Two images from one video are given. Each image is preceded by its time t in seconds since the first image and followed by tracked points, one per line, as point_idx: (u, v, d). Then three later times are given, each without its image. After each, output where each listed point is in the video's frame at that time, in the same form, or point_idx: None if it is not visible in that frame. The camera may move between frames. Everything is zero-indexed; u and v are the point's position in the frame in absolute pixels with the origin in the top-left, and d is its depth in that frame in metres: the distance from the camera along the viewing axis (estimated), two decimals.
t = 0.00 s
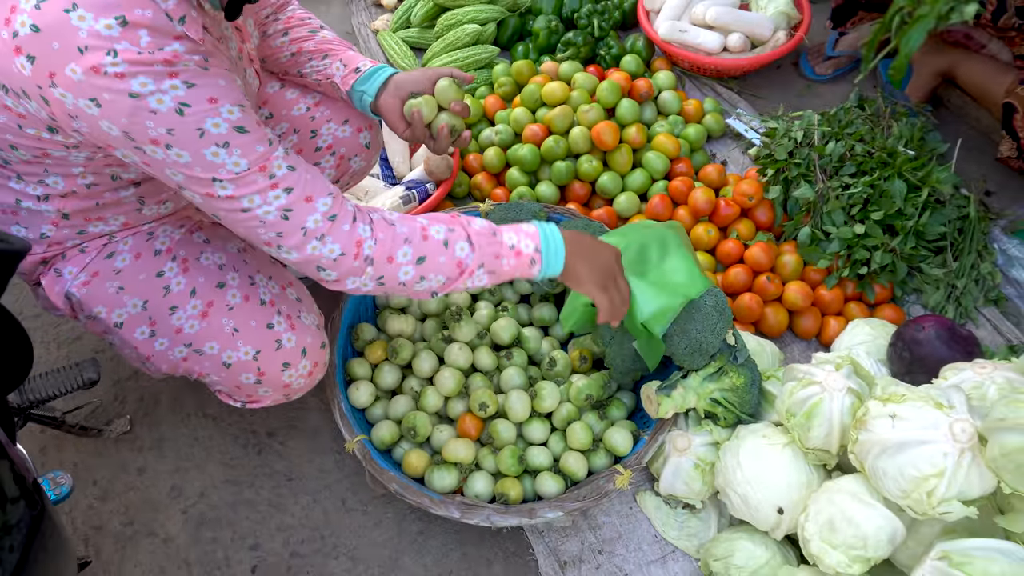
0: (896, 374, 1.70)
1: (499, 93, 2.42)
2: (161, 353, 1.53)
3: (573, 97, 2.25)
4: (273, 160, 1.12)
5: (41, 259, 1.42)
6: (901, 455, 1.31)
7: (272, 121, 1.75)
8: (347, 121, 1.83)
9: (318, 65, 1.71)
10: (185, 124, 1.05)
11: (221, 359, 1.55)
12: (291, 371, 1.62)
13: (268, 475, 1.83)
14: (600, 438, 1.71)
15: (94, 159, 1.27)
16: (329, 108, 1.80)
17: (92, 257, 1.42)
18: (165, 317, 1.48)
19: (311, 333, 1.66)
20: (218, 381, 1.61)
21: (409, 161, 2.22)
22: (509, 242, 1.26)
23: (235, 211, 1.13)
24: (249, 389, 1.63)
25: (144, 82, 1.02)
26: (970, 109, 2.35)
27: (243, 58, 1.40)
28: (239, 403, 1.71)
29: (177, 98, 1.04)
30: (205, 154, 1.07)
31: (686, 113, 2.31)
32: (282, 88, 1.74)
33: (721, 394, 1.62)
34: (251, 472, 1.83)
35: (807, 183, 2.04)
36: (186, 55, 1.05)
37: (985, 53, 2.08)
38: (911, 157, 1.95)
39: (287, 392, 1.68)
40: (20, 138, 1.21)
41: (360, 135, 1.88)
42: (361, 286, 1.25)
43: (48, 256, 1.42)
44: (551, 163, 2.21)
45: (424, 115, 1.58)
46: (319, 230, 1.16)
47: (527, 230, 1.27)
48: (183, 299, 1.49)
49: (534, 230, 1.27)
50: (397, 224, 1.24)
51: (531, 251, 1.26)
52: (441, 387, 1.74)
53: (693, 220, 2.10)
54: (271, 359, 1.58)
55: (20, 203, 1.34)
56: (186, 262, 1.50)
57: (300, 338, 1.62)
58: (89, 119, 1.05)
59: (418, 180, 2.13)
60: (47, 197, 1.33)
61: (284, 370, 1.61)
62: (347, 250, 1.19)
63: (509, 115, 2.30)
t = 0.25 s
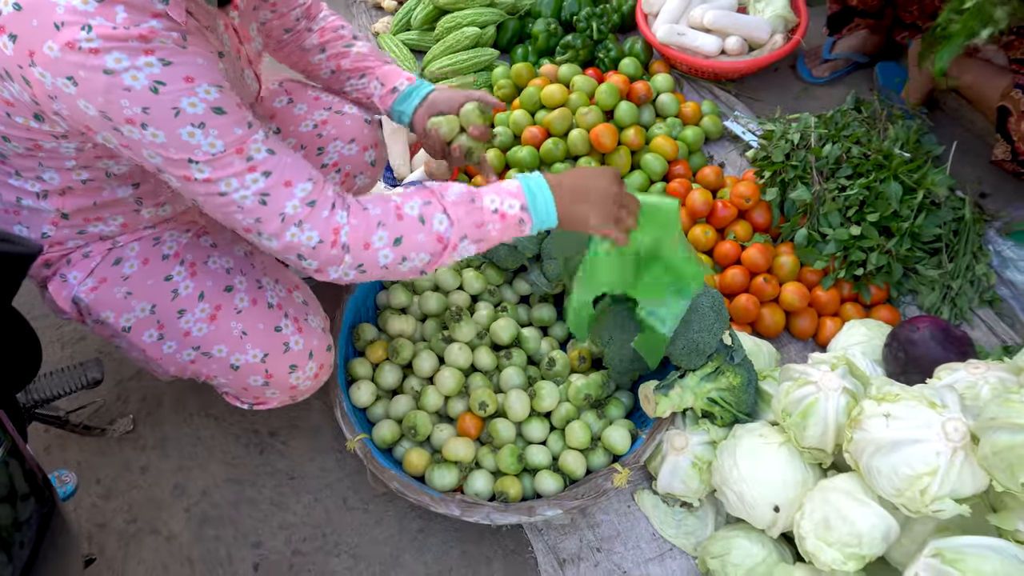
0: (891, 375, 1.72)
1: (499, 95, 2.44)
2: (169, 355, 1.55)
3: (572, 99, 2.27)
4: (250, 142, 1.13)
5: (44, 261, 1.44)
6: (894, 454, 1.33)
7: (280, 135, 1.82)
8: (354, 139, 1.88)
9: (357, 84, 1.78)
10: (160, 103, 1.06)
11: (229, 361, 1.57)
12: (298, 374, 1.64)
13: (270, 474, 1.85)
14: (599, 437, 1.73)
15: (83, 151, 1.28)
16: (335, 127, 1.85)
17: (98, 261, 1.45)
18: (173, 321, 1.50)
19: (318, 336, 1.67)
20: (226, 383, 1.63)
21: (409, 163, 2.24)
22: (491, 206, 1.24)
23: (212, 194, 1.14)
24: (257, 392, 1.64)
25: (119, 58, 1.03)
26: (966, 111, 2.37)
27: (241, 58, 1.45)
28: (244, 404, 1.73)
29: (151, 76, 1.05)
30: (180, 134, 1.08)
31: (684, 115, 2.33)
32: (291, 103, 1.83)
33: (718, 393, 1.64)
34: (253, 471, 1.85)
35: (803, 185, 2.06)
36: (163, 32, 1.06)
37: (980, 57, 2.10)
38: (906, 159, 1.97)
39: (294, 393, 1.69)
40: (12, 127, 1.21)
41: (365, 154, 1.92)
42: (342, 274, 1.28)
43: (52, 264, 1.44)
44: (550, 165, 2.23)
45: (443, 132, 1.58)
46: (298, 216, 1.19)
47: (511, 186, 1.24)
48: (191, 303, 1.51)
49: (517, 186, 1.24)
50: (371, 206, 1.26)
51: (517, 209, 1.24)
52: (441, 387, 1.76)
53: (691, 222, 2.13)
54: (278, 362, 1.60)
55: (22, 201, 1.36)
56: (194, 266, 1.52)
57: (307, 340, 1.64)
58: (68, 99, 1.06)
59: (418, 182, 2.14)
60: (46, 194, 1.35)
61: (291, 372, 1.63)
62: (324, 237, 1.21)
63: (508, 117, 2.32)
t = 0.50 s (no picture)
0: (891, 374, 1.73)
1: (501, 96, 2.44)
2: (177, 356, 1.56)
3: (573, 100, 2.28)
4: (242, 125, 1.14)
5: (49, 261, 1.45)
6: (893, 452, 1.34)
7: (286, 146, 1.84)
8: (360, 152, 1.90)
9: (377, 90, 1.81)
10: (148, 80, 1.06)
11: (237, 362, 1.59)
12: (306, 374, 1.65)
13: (273, 472, 1.86)
14: (600, 436, 1.74)
15: (76, 143, 1.27)
16: (342, 139, 1.87)
17: (104, 264, 1.46)
18: (181, 322, 1.52)
19: (325, 336, 1.69)
20: (233, 383, 1.65)
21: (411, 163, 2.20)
22: (480, 202, 1.28)
23: (200, 177, 1.15)
24: (264, 392, 1.66)
25: (106, 33, 1.02)
26: (965, 113, 2.39)
27: (241, 57, 1.45)
28: (251, 404, 1.75)
29: (140, 52, 1.04)
30: (169, 113, 1.09)
31: (685, 116, 2.34)
32: (298, 113, 1.85)
33: (719, 392, 1.65)
34: (256, 470, 1.86)
35: (803, 185, 2.07)
36: (151, 7, 1.05)
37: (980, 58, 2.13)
38: (906, 159, 1.98)
39: (300, 393, 1.71)
40: (8, 115, 1.21)
41: (371, 167, 1.93)
42: (329, 267, 1.30)
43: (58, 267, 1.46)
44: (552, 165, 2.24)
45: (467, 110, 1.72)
46: (286, 208, 1.20)
47: (500, 179, 1.28)
48: (199, 305, 1.52)
49: (506, 178, 1.28)
50: (355, 202, 1.27)
51: (507, 201, 1.29)
52: (444, 386, 1.77)
53: (692, 222, 2.14)
54: (287, 362, 1.61)
55: (24, 198, 1.37)
56: (202, 267, 1.54)
57: (315, 341, 1.65)
58: (56, 78, 1.06)
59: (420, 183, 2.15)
60: (47, 189, 1.36)
61: (299, 372, 1.64)
62: (310, 231, 1.23)
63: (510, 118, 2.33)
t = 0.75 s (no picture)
0: (888, 372, 1.74)
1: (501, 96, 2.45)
2: (189, 351, 1.57)
3: (573, 99, 2.29)
4: (229, 151, 1.17)
5: (56, 261, 1.47)
6: (890, 449, 1.35)
7: (290, 147, 1.84)
8: (364, 154, 1.90)
9: (361, 86, 1.82)
10: (143, 99, 1.07)
11: (249, 354, 1.60)
12: (317, 366, 1.66)
13: (274, 470, 1.87)
14: (599, 434, 1.75)
15: (74, 148, 1.28)
16: (346, 141, 1.88)
17: (113, 263, 1.47)
18: (193, 317, 1.53)
19: (335, 329, 1.71)
20: (244, 376, 1.66)
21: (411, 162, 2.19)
22: (430, 203, 1.33)
23: (183, 196, 1.16)
24: (276, 384, 1.67)
25: (105, 48, 1.03)
26: (963, 112, 2.40)
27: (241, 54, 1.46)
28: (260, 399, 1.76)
29: (137, 71, 1.05)
30: (160, 133, 1.10)
31: (684, 116, 2.35)
32: (301, 115, 1.86)
33: (717, 390, 1.66)
34: (257, 467, 1.87)
35: (802, 184, 2.07)
36: (152, 24, 1.07)
37: (976, 58, 2.15)
38: (904, 159, 1.99)
39: (312, 385, 1.72)
40: (6, 118, 1.22)
41: (375, 168, 1.93)
42: (299, 282, 1.35)
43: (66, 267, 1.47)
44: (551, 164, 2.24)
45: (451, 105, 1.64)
46: (262, 233, 1.23)
47: (442, 180, 1.32)
48: (211, 299, 1.54)
49: (448, 178, 1.32)
50: (318, 219, 1.31)
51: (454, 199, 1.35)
52: (444, 384, 1.78)
53: (691, 221, 2.14)
54: (299, 354, 1.63)
55: (27, 199, 1.39)
56: (212, 263, 1.55)
57: (325, 333, 1.67)
58: (52, 83, 1.07)
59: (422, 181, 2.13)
60: (49, 190, 1.37)
61: (310, 364, 1.65)
62: (283, 254, 1.27)
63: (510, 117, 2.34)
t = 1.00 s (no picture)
0: (887, 370, 1.75)
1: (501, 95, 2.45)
2: (190, 346, 1.58)
3: (572, 99, 2.30)
4: (230, 165, 1.17)
5: (57, 259, 1.47)
6: (889, 447, 1.35)
7: (287, 143, 1.83)
8: (359, 149, 1.92)
9: (352, 86, 1.83)
10: (148, 111, 1.07)
11: (250, 348, 1.61)
12: (317, 359, 1.67)
13: (274, 468, 1.87)
14: (599, 432, 1.76)
15: (77, 152, 1.29)
16: (341, 137, 1.88)
17: (113, 260, 1.47)
18: (194, 311, 1.54)
19: (335, 322, 1.72)
20: (245, 370, 1.67)
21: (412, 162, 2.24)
22: (423, 227, 1.35)
23: (183, 204, 1.17)
24: (278, 377, 1.68)
25: (111, 61, 1.03)
26: (962, 111, 2.40)
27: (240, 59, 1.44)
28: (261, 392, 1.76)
29: (143, 84, 1.05)
30: (162, 144, 1.10)
31: (683, 115, 2.35)
32: (297, 111, 1.83)
33: (717, 388, 1.67)
34: (257, 465, 1.87)
35: (801, 183, 2.08)
36: (157, 36, 1.06)
37: (975, 58, 2.15)
38: (903, 158, 2.00)
39: (312, 379, 1.72)
40: (8, 120, 1.22)
41: (370, 163, 1.95)
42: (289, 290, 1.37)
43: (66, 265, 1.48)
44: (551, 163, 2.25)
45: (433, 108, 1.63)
46: (257, 243, 1.24)
47: (437, 208, 1.32)
48: (211, 294, 1.55)
49: (442, 207, 1.32)
50: (314, 232, 1.31)
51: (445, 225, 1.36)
52: (444, 382, 1.78)
53: (690, 220, 2.15)
54: (299, 347, 1.63)
55: (28, 198, 1.39)
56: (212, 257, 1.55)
57: (325, 325, 1.68)
58: (57, 91, 1.07)
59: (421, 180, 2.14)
60: (51, 190, 1.36)
61: (311, 357, 1.66)
62: (277, 264, 1.28)
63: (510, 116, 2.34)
